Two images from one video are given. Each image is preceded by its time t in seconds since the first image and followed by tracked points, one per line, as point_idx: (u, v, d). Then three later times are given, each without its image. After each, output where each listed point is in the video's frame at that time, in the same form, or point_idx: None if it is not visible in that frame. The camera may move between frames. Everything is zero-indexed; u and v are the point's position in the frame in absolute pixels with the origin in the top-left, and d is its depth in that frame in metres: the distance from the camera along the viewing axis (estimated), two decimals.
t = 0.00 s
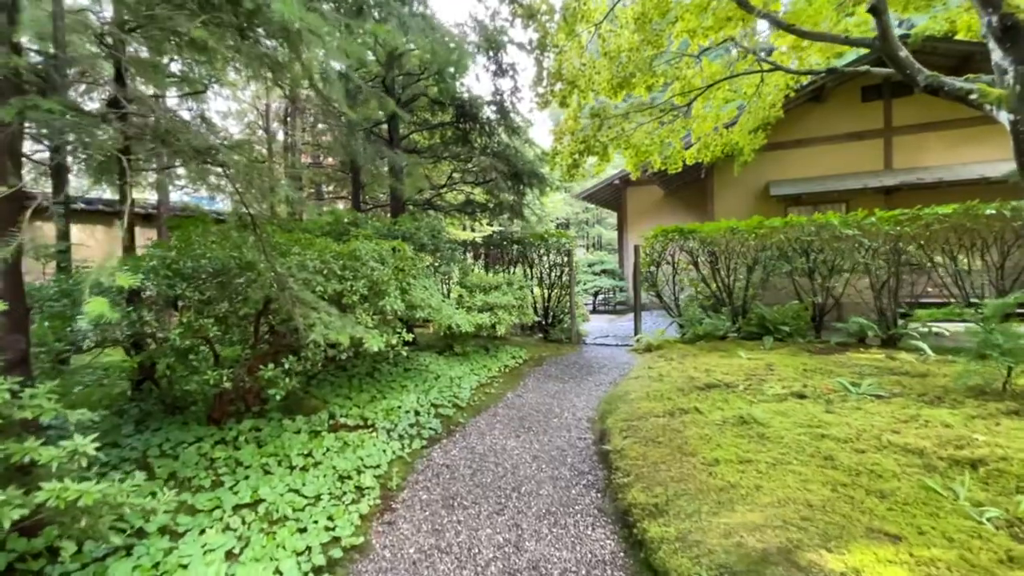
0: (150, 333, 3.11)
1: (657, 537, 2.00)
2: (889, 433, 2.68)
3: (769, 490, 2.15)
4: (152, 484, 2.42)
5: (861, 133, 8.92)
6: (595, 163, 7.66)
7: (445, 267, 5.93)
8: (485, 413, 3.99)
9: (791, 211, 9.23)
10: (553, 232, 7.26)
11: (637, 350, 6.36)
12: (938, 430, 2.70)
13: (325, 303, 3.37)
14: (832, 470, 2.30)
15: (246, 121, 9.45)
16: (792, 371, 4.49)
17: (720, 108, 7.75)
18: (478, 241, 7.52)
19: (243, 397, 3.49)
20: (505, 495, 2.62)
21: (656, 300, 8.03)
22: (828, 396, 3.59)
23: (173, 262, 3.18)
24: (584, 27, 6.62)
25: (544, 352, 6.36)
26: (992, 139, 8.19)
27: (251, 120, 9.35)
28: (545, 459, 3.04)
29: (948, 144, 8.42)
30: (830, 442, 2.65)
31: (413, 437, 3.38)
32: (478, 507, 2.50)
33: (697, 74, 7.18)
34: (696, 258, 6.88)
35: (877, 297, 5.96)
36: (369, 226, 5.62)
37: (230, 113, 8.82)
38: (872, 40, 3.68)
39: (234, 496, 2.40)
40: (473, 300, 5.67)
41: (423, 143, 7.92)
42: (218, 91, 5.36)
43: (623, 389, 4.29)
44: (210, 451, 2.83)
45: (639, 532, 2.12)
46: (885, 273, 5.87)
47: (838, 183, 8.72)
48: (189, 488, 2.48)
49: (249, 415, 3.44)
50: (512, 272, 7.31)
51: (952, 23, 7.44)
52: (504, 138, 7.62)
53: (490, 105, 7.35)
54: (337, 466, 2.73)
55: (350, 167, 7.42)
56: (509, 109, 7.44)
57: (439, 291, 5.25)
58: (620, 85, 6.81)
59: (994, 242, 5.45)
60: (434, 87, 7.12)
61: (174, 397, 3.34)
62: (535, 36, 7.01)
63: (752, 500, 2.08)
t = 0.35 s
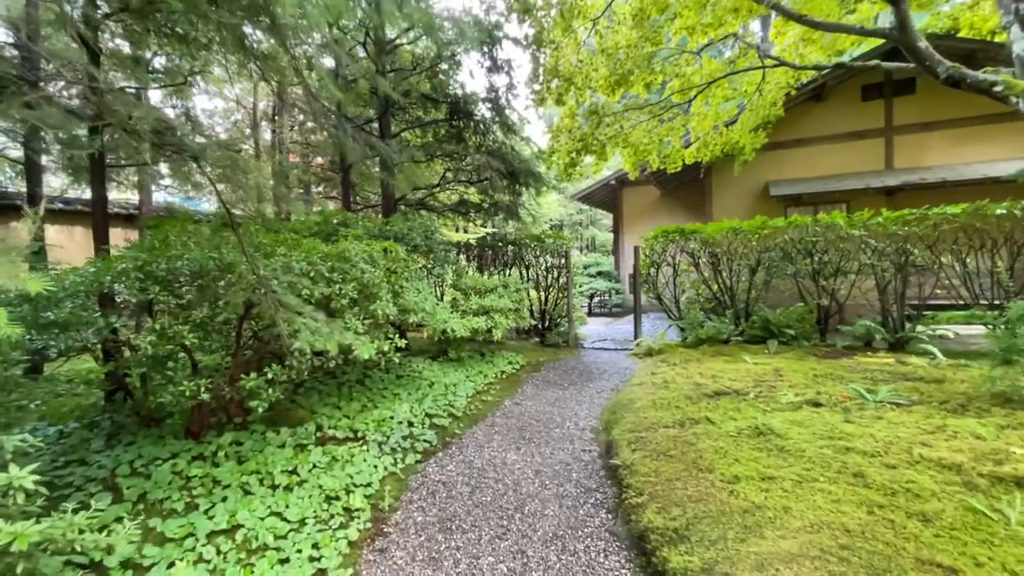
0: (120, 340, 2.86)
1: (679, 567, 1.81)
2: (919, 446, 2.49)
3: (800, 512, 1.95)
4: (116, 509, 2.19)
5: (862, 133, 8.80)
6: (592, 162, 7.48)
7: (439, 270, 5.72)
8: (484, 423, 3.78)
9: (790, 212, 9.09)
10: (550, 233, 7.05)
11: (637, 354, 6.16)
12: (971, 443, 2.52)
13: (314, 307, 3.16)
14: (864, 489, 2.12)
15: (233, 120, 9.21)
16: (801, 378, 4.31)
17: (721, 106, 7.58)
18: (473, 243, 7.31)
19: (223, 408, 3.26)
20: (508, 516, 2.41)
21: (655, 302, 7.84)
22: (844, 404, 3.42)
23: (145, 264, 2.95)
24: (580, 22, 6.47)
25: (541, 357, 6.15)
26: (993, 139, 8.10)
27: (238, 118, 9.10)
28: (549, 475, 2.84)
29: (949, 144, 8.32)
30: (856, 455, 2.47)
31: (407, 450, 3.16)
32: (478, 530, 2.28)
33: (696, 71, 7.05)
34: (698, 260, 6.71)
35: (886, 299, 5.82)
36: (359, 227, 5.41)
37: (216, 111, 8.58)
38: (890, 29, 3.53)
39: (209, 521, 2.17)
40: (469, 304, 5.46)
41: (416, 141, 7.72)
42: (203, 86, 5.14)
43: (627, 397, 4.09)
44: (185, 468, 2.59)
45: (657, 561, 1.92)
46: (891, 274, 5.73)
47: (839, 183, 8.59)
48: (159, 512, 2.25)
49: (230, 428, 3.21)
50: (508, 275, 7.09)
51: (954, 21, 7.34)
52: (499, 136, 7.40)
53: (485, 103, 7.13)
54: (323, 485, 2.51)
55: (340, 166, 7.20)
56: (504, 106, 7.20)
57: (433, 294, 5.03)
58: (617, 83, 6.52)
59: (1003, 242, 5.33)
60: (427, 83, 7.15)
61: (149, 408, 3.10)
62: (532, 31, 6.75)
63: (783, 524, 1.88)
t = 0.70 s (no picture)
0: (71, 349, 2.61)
1: None
2: (945, 463, 2.30)
3: (825, 543, 1.76)
4: (57, 544, 1.96)
5: (859, 132, 8.67)
6: (587, 161, 7.30)
7: (429, 271, 5.49)
8: (473, 435, 3.55)
9: (786, 212, 8.93)
10: (543, 233, 6.84)
11: (634, 358, 5.96)
12: (999, 459, 2.34)
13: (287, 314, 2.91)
14: (892, 514, 1.92)
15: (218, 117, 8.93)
16: (807, 384, 4.12)
17: (717, 103, 7.40)
18: (464, 243, 7.08)
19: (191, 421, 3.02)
20: (500, 544, 2.20)
21: (651, 304, 7.65)
22: (855, 413, 3.23)
23: (101, 266, 2.70)
24: (573, 17, 6.13)
25: (535, 361, 5.94)
26: (992, 138, 7.97)
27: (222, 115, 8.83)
28: (544, 494, 2.63)
29: (948, 143, 8.19)
30: (877, 473, 2.28)
31: (391, 467, 2.95)
32: (467, 562, 2.07)
33: (693, 68, 6.83)
34: (695, 261, 6.53)
35: (887, 301, 5.65)
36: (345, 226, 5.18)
37: (200, 108, 8.32)
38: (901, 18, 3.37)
39: (162, 556, 1.94)
40: (459, 307, 5.23)
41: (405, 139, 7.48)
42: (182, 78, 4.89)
43: (626, 405, 3.88)
44: (143, 490, 2.36)
45: None
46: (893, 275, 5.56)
47: (836, 183, 8.44)
48: (107, 545, 2.02)
49: (199, 443, 2.97)
50: (500, 276, 6.87)
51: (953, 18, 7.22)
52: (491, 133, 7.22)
53: (476, 98, 6.93)
54: (295, 509, 2.29)
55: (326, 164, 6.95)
56: (496, 102, 6.99)
57: (422, 296, 4.79)
58: (612, 80, 6.32)
59: (1007, 242, 5.18)
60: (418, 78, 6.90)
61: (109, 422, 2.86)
62: (524, 24, 6.50)
63: (806, 558, 1.69)
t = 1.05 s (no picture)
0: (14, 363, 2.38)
1: None
2: (970, 483, 2.12)
3: None
4: None
5: (856, 130, 8.52)
6: (580, 158, 7.12)
7: (416, 272, 5.27)
8: (460, 448, 3.33)
9: (782, 212, 8.77)
10: (535, 232, 6.63)
11: (629, 362, 5.78)
12: None
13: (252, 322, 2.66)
14: (920, 544, 1.74)
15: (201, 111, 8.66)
16: (811, 390, 3.94)
17: (714, 100, 7.23)
18: (454, 242, 6.87)
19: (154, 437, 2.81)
20: None
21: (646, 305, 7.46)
22: (866, 423, 3.05)
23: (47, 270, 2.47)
24: (567, 10, 5.86)
25: (527, 365, 5.74)
26: (990, 136, 7.86)
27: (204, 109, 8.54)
28: (537, 516, 2.43)
29: (946, 141, 8.06)
30: (896, 494, 2.11)
31: (370, 486, 2.75)
32: None
33: (689, 63, 6.60)
34: (691, 260, 6.34)
35: (888, 302, 5.49)
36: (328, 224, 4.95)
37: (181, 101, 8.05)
38: (913, 7, 3.19)
39: None
40: (448, 309, 5.01)
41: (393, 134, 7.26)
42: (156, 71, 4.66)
43: (622, 414, 3.67)
44: (94, 519, 2.23)
45: None
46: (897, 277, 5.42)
47: (831, 182, 8.29)
48: None
49: (163, 461, 2.76)
50: (491, 276, 6.66)
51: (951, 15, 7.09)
52: (482, 127, 6.96)
53: (466, 92, 6.72)
54: (259, 539, 2.15)
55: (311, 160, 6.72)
56: (487, 96, 6.79)
57: (408, 298, 4.56)
58: (606, 75, 6.18)
59: (1008, 242, 5.09)
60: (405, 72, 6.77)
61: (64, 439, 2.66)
62: (515, 16, 6.17)
63: None
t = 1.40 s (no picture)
0: None
1: None
2: (1010, 501, 1.96)
3: None
4: None
5: (850, 131, 8.44)
6: (574, 156, 6.93)
7: (404, 272, 5.03)
8: (450, 460, 3.12)
9: (776, 213, 8.64)
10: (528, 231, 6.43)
11: (625, 366, 5.59)
12: None
13: (222, 325, 2.41)
14: None
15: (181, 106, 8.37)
16: (819, 396, 3.78)
17: (710, 97, 7.08)
18: (444, 242, 6.64)
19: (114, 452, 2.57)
20: None
21: (641, 307, 7.28)
22: (882, 432, 2.88)
23: None
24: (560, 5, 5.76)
25: (520, 369, 5.54)
26: (983, 137, 7.83)
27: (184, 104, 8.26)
28: (538, 539, 2.23)
29: (940, 142, 8.01)
30: (932, 515, 1.93)
31: (354, 505, 2.52)
32: None
33: (684, 59, 6.51)
34: (688, 261, 6.17)
35: (890, 304, 5.36)
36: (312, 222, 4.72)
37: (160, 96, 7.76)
38: None
39: None
40: (438, 311, 4.78)
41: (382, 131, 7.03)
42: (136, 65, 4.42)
43: (622, 423, 3.48)
44: (40, 550, 1.98)
45: None
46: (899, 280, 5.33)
47: (826, 183, 8.19)
48: None
49: (126, 478, 2.51)
50: (482, 277, 6.44)
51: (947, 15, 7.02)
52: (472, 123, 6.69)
53: (456, 87, 6.47)
54: (229, 571, 1.92)
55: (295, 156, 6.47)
56: (478, 91, 6.53)
57: (396, 300, 4.32)
58: (600, 71, 5.94)
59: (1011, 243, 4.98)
60: (392, 64, 6.57)
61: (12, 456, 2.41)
62: (507, 9, 6.10)
63: None
